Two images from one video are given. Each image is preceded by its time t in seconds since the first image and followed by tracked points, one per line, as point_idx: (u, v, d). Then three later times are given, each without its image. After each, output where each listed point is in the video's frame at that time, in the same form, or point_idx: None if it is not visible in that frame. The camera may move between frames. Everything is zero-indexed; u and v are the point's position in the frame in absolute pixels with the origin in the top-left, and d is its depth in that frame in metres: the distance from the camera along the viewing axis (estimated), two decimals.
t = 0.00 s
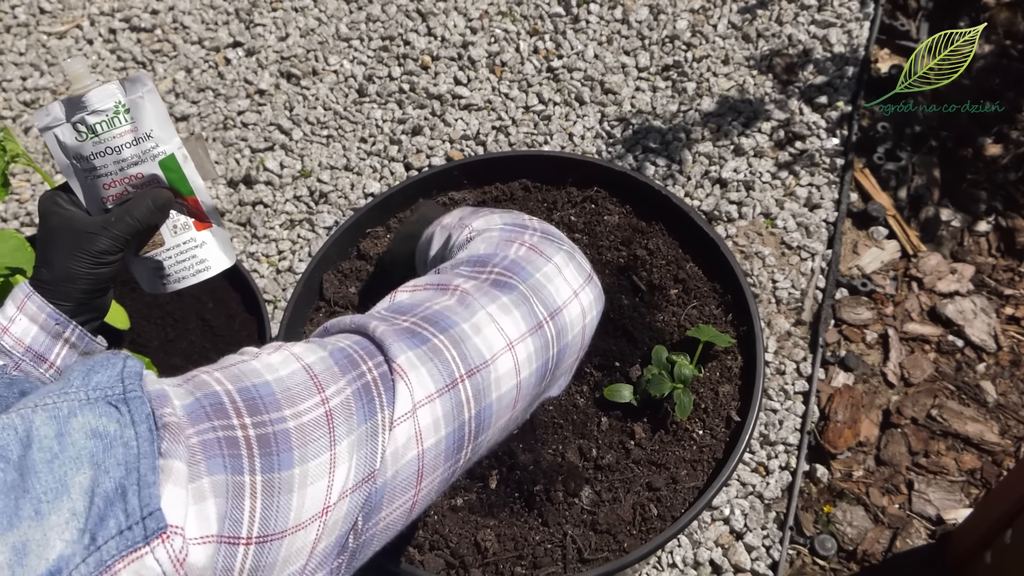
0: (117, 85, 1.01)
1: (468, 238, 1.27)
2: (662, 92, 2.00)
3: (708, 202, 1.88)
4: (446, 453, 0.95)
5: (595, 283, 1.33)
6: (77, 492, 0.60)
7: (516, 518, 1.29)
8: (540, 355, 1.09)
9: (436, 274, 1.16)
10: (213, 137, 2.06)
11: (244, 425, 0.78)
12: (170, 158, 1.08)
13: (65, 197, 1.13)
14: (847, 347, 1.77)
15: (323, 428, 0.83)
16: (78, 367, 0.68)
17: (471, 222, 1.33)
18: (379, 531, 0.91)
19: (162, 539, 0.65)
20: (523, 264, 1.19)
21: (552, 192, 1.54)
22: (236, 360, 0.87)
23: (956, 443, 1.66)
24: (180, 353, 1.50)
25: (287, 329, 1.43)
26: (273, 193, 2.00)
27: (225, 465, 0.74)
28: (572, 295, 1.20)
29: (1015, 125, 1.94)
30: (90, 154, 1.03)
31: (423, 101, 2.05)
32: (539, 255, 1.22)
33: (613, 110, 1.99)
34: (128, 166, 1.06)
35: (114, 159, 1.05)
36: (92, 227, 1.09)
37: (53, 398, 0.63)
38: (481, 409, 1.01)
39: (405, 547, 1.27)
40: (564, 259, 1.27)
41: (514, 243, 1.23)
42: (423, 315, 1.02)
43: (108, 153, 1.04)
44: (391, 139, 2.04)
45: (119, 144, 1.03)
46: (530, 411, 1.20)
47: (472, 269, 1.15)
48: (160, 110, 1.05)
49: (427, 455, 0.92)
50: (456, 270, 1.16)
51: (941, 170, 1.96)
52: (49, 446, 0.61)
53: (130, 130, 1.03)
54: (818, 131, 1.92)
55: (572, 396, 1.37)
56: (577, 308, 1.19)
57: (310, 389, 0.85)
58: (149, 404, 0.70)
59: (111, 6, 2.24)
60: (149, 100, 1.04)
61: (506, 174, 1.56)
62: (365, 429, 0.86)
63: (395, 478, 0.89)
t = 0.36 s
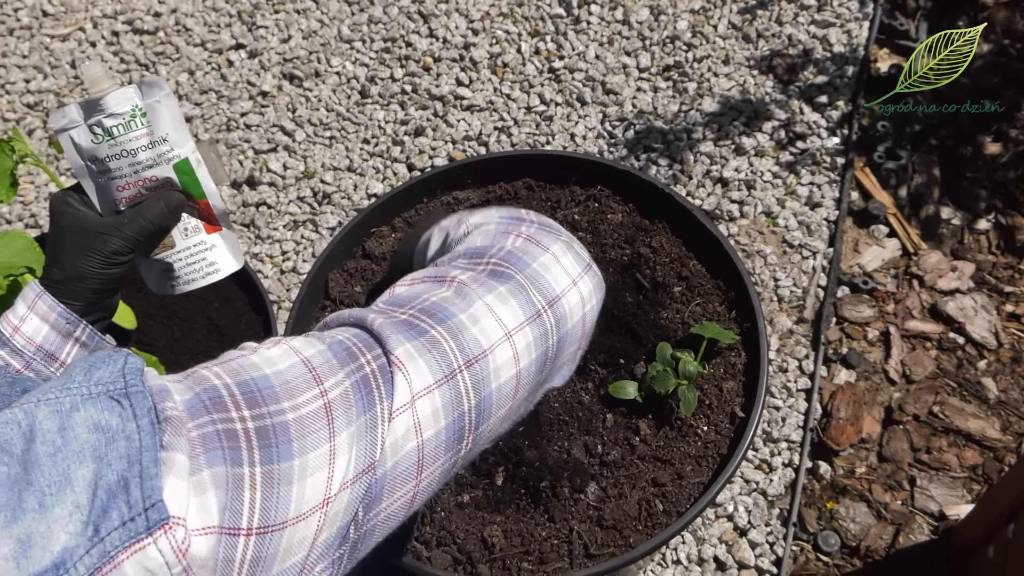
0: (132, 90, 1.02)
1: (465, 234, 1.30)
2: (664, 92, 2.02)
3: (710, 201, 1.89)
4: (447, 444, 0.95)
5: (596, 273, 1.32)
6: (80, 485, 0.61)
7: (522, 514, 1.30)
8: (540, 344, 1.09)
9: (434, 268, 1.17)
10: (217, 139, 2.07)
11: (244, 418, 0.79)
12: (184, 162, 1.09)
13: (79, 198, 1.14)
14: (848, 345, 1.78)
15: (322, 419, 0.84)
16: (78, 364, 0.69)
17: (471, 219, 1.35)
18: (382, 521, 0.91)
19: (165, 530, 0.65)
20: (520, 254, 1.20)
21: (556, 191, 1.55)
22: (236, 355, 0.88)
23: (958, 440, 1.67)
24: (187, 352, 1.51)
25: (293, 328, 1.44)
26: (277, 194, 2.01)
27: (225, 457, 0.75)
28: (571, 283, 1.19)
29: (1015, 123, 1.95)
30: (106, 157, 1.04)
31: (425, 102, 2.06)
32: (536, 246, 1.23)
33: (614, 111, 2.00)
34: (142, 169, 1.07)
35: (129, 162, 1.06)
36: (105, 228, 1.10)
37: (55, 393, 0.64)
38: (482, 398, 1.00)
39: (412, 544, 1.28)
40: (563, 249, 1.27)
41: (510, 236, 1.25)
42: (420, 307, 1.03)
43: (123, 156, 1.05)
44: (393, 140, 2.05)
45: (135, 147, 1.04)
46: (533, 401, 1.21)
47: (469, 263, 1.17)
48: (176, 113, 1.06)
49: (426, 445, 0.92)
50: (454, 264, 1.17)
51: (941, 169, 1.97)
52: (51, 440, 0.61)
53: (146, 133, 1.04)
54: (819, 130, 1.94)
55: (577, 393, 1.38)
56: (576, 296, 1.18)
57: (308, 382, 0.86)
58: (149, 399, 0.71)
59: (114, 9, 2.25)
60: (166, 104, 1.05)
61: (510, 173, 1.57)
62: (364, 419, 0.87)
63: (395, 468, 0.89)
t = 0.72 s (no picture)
0: (145, 97, 1.06)
1: (469, 267, 1.29)
2: (663, 97, 2.03)
3: (709, 205, 1.91)
4: (446, 466, 0.94)
5: (594, 309, 1.33)
6: (84, 491, 0.62)
7: (524, 516, 1.31)
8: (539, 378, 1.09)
9: (439, 299, 1.17)
10: (219, 143, 2.08)
11: (252, 429, 0.79)
12: (193, 168, 1.11)
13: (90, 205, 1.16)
14: (848, 347, 1.79)
15: (326, 434, 0.83)
16: (87, 372, 0.70)
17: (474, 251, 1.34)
18: (379, 539, 0.90)
19: (168, 538, 0.66)
20: (525, 290, 1.20)
21: (556, 195, 1.56)
22: (244, 367, 0.88)
23: (957, 442, 1.68)
24: (190, 355, 1.52)
25: (296, 331, 1.44)
26: (279, 198, 2.02)
27: (232, 467, 0.75)
28: (573, 319, 1.20)
29: (1012, 126, 1.97)
30: (117, 161, 1.07)
31: (426, 107, 2.08)
32: (540, 282, 1.23)
33: (614, 115, 2.02)
34: (152, 175, 1.10)
35: (140, 167, 1.08)
36: (113, 232, 1.11)
37: (62, 401, 0.65)
38: (480, 427, 1.00)
39: (415, 545, 1.29)
40: (565, 284, 1.27)
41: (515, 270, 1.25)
42: (424, 335, 1.03)
43: (134, 161, 1.08)
44: (395, 144, 2.06)
45: (145, 152, 1.07)
46: (530, 433, 1.20)
47: (474, 294, 1.17)
48: (186, 120, 1.09)
49: (426, 467, 0.91)
50: (458, 296, 1.17)
51: (940, 172, 1.98)
52: (57, 447, 0.62)
53: (157, 139, 1.07)
54: (818, 134, 1.95)
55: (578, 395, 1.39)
56: (577, 331, 1.20)
57: (315, 397, 0.85)
58: (155, 409, 0.71)
59: (117, 15, 2.26)
60: (177, 111, 1.08)
61: (511, 177, 1.58)
62: (367, 438, 0.86)
63: (395, 487, 0.89)
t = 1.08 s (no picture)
0: (175, 107, 1.04)
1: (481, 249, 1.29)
2: (665, 99, 2.03)
3: (711, 207, 1.91)
4: (455, 456, 0.94)
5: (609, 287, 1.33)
6: (95, 488, 0.62)
7: (525, 515, 1.31)
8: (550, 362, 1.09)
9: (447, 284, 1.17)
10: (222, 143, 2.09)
11: (256, 427, 0.79)
12: (213, 178, 1.11)
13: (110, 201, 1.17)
14: (849, 350, 1.79)
15: (332, 429, 0.83)
16: (96, 370, 0.71)
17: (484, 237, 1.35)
18: (389, 532, 0.91)
19: (176, 537, 0.66)
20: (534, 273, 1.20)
21: (559, 196, 1.57)
22: (248, 365, 0.88)
23: (957, 445, 1.69)
24: (194, 353, 1.52)
25: (299, 330, 1.44)
26: (281, 198, 2.03)
27: (238, 465, 0.76)
28: (584, 299, 1.20)
29: (1014, 131, 1.97)
30: (139, 166, 1.06)
31: (429, 108, 2.08)
32: (551, 261, 1.23)
33: (617, 117, 2.02)
34: (173, 182, 1.09)
35: (162, 175, 1.07)
36: (128, 235, 1.12)
37: (74, 397, 0.66)
38: (491, 413, 1.01)
39: (416, 544, 1.30)
40: (579, 262, 1.27)
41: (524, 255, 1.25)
42: (433, 321, 1.03)
43: (157, 169, 1.06)
44: (397, 144, 2.06)
45: (169, 159, 1.06)
46: (543, 420, 1.21)
47: (482, 278, 1.16)
48: (212, 132, 1.07)
49: (435, 458, 0.91)
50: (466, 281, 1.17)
51: (941, 176, 1.99)
52: (69, 443, 0.63)
53: (182, 148, 1.06)
54: (820, 138, 1.96)
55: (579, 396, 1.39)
56: (589, 313, 1.19)
57: (319, 393, 0.85)
58: (166, 406, 0.71)
59: (120, 14, 2.27)
60: (205, 122, 1.06)
61: (514, 178, 1.59)
62: (374, 431, 0.86)
63: (403, 480, 0.89)
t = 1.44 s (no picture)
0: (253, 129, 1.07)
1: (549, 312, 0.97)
2: (673, 102, 2.03)
3: (717, 211, 1.90)
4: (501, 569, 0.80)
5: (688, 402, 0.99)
6: (105, 550, 0.61)
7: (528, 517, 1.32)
8: (623, 478, 0.86)
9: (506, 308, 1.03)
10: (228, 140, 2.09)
11: (303, 503, 0.73)
12: (258, 194, 1.11)
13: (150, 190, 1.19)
14: (854, 357, 1.78)
15: (379, 520, 0.74)
16: (122, 416, 0.69)
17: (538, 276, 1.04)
18: None
19: None
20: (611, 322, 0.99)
21: (565, 198, 1.56)
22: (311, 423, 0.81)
23: (961, 453, 1.68)
24: (197, 351, 1.51)
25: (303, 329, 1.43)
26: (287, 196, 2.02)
27: (276, 541, 0.70)
28: (669, 411, 0.90)
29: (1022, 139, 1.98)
30: (196, 168, 1.06)
31: (436, 108, 2.08)
32: (642, 365, 0.92)
33: (624, 120, 2.02)
34: (224, 190, 1.08)
35: (213, 181, 1.07)
36: (164, 228, 1.12)
37: (95, 444, 0.65)
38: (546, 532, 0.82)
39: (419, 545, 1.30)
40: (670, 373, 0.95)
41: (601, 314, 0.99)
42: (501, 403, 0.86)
43: (214, 176, 1.06)
44: (404, 144, 2.06)
45: (227, 168, 1.06)
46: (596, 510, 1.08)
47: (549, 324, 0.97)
48: (270, 152, 1.09)
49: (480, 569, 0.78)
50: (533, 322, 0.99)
51: (948, 183, 1.98)
52: (83, 497, 0.62)
53: (240, 162, 1.06)
54: (827, 143, 1.95)
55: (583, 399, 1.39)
56: (671, 433, 0.89)
57: (375, 470, 0.76)
58: (192, 460, 0.69)
59: (129, 11, 2.28)
60: (267, 144, 1.08)
61: (521, 180, 1.58)
62: (423, 528, 0.76)
63: None
